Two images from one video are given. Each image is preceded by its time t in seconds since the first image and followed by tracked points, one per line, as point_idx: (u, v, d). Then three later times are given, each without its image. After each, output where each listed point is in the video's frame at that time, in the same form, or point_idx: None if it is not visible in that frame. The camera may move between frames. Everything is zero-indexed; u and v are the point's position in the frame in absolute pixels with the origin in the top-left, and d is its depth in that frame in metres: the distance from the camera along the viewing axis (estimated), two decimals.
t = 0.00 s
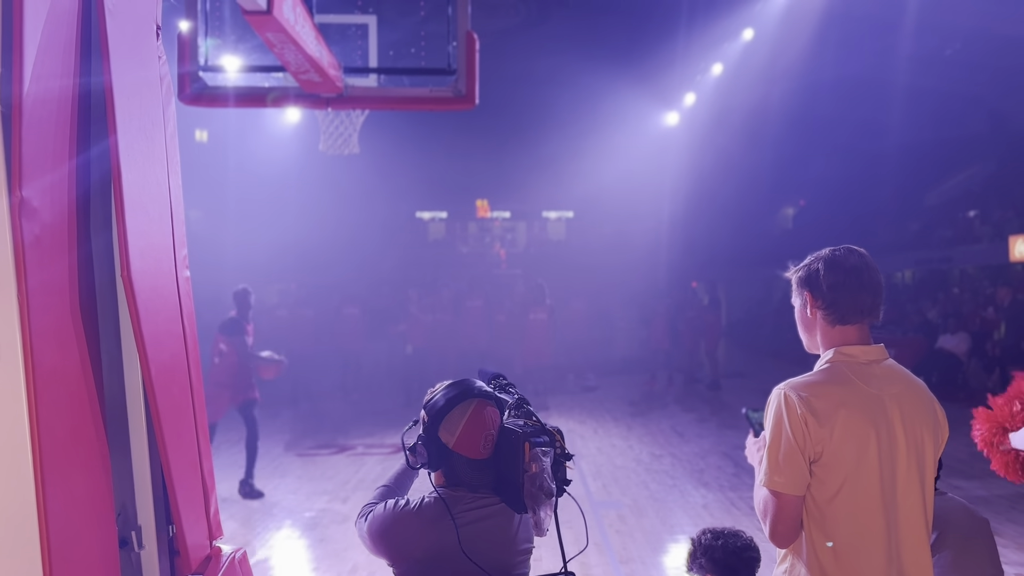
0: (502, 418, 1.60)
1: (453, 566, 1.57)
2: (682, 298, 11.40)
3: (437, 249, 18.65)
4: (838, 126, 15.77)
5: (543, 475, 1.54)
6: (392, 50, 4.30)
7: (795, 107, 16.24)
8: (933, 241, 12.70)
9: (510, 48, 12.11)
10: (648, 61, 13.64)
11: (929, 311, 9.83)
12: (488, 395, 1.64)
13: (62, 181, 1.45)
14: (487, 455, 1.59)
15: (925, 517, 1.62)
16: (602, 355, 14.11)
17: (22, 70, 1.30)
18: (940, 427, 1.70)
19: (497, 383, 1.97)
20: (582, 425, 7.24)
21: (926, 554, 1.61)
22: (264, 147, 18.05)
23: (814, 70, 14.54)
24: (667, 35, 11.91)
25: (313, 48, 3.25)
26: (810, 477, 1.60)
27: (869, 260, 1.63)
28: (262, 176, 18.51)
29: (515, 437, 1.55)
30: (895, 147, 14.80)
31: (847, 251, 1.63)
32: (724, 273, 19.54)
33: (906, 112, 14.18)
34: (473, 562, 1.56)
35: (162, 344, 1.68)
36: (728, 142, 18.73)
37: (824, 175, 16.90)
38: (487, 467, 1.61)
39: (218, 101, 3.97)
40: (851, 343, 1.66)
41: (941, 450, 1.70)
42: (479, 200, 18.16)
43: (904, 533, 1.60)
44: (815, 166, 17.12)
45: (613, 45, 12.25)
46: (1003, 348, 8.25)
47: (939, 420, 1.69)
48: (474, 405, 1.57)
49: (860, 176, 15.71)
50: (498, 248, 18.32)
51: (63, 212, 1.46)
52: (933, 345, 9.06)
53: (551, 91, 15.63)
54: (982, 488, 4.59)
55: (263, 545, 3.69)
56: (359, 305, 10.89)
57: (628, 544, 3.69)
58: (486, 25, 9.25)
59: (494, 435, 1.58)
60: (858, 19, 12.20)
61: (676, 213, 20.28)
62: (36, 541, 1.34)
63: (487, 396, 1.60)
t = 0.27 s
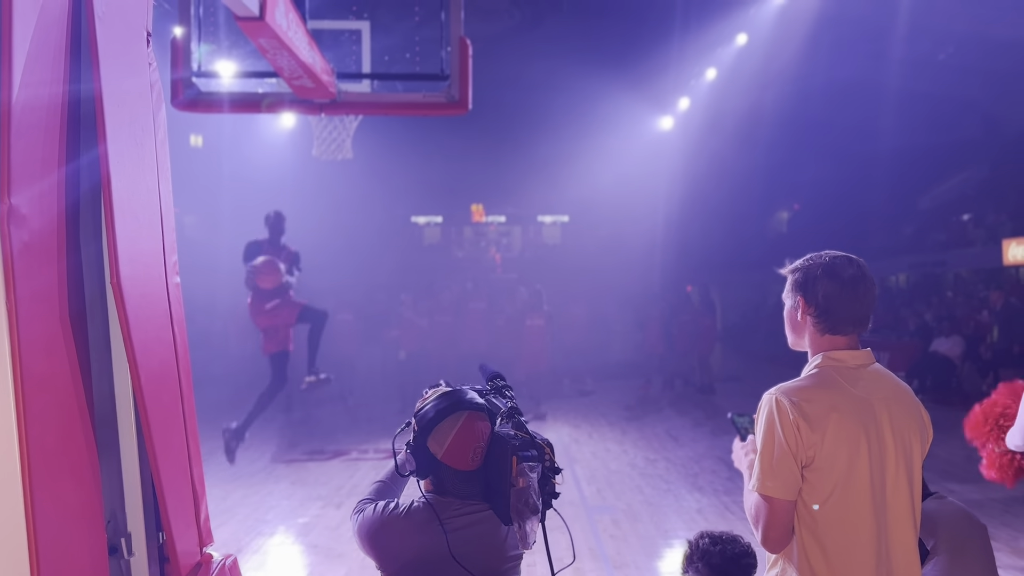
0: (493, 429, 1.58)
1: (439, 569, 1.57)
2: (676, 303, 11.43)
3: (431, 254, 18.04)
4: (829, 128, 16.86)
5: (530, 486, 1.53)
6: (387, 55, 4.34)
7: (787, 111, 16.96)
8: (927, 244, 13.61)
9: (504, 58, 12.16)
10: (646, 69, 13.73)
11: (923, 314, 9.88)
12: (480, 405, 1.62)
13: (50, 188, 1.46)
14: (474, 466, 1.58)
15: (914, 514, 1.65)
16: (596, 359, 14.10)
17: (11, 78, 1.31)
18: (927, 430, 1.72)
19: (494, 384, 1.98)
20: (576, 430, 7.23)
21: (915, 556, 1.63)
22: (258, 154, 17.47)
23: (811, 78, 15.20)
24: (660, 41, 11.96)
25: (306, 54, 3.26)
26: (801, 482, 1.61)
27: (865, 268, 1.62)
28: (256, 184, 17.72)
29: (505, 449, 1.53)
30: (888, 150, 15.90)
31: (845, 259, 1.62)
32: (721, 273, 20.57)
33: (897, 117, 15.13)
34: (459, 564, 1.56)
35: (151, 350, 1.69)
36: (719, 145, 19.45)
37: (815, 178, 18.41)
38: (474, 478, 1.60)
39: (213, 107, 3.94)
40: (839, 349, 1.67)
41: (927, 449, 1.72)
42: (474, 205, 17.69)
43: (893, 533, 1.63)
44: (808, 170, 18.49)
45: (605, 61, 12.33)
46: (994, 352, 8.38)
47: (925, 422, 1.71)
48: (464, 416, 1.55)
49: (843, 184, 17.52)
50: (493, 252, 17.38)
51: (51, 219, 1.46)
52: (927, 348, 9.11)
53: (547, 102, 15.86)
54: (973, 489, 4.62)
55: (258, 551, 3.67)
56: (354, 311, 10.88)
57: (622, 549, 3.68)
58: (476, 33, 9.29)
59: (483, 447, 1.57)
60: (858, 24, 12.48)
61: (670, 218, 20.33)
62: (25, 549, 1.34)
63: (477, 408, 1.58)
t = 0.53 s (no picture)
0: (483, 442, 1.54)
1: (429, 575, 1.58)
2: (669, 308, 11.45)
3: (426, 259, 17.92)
4: (822, 135, 17.83)
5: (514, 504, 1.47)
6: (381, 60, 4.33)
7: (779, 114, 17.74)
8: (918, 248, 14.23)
9: (497, 68, 12.15)
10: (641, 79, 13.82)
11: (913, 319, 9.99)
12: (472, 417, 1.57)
13: (39, 195, 1.46)
14: (460, 479, 1.55)
15: (897, 513, 1.70)
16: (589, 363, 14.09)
17: None
18: (909, 432, 1.78)
19: (493, 387, 1.97)
20: (569, 434, 7.23)
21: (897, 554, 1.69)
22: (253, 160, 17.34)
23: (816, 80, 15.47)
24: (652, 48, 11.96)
25: (297, 60, 3.26)
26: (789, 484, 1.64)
27: (856, 277, 1.67)
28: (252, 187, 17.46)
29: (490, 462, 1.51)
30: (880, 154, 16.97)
31: (837, 267, 1.67)
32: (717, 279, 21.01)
33: (885, 121, 16.42)
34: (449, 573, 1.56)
35: (140, 356, 1.69)
36: (716, 153, 19.54)
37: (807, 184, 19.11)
38: (459, 490, 1.57)
39: (206, 112, 4.02)
40: (825, 352, 1.73)
41: (911, 452, 1.78)
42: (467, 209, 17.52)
43: (877, 534, 1.69)
44: (801, 176, 19.23)
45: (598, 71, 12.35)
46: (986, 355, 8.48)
47: (908, 425, 1.77)
48: (449, 430, 1.51)
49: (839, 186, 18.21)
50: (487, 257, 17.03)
51: (39, 226, 1.46)
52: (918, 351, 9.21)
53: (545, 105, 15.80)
54: (963, 491, 4.63)
55: (251, 557, 3.65)
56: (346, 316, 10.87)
57: (615, 554, 3.67)
58: (466, 41, 9.28)
59: (469, 461, 1.53)
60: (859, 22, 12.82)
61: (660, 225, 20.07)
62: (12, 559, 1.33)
63: (464, 421, 1.52)
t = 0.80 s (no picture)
0: (469, 447, 1.55)
1: None
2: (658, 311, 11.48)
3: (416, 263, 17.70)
4: (811, 139, 18.32)
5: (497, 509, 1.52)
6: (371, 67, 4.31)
7: (768, 122, 17.97)
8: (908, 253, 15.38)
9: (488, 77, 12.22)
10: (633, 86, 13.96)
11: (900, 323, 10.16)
12: (457, 424, 1.57)
13: (20, 202, 1.45)
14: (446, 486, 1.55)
15: (879, 515, 1.72)
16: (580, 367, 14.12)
17: None
18: (894, 434, 1.80)
19: (484, 390, 1.96)
20: (559, 437, 7.24)
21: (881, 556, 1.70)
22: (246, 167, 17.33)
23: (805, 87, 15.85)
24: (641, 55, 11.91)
25: (284, 65, 3.25)
26: (771, 487, 1.66)
27: (841, 282, 1.70)
28: (245, 194, 17.66)
29: (475, 469, 1.52)
30: (864, 159, 18.54)
31: (823, 273, 1.69)
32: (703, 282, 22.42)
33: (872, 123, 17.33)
34: None
35: (125, 363, 1.68)
36: (709, 159, 20.02)
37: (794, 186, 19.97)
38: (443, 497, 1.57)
39: (194, 118, 3.93)
40: (808, 356, 1.75)
41: (896, 455, 1.81)
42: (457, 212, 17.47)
43: (862, 540, 1.70)
44: (789, 178, 19.96)
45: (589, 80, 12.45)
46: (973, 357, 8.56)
47: (892, 427, 1.79)
48: (435, 438, 1.51)
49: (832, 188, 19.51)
50: (477, 261, 17.43)
51: (21, 234, 1.46)
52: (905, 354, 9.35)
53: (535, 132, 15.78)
54: (951, 493, 4.67)
55: (240, 562, 3.63)
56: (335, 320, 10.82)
57: (603, 557, 3.67)
58: (456, 49, 9.31)
59: (455, 468, 1.54)
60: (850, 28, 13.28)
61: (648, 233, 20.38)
62: None
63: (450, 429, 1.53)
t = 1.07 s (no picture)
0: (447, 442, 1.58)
1: None
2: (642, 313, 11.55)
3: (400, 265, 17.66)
4: (792, 143, 19.20)
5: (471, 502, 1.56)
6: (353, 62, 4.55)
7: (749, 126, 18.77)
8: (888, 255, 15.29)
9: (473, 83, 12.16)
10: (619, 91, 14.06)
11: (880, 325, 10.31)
12: (436, 420, 1.61)
13: None
14: (426, 483, 1.56)
15: (857, 514, 1.73)
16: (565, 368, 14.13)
17: None
18: (872, 434, 1.81)
19: (467, 398, 1.99)
20: (544, 439, 7.26)
21: (858, 555, 1.71)
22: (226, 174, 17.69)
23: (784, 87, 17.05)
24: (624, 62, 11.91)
25: (266, 66, 3.22)
26: (750, 488, 1.67)
27: (818, 282, 1.71)
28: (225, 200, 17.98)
29: (453, 463, 1.56)
30: (848, 158, 18.76)
31: (800, 273, 1.70)
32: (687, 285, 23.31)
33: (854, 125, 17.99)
34: None
35: (106, 368, 1.68)
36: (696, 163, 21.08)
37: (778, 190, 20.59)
38: (421, 495, 1.58)
39: (175, 120, 3.88)
40: (787, 357, 1.76)
41: (874, 454, 1.82)
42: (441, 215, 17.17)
43: (841, 538, 1.72)
44: (773, 182, 20.66)
45: (574, 86, 12.44)
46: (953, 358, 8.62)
47: (870, 428, 1.80)
48: (412, 431, 1.54)
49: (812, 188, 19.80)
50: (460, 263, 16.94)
51: None
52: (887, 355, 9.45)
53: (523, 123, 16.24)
54: (932, 492, 4.72)
55: (222, 567, 3.61)
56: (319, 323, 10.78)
57: (587, 559, 3.68)
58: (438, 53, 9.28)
59: (434, 463, 1.55)
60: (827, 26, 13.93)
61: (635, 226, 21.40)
62: None
63: (428, 423, 1.57)
